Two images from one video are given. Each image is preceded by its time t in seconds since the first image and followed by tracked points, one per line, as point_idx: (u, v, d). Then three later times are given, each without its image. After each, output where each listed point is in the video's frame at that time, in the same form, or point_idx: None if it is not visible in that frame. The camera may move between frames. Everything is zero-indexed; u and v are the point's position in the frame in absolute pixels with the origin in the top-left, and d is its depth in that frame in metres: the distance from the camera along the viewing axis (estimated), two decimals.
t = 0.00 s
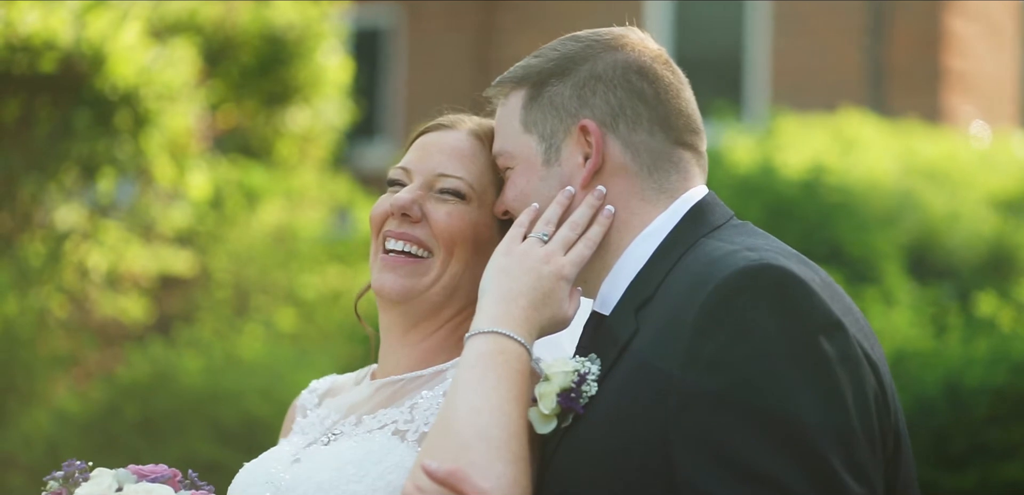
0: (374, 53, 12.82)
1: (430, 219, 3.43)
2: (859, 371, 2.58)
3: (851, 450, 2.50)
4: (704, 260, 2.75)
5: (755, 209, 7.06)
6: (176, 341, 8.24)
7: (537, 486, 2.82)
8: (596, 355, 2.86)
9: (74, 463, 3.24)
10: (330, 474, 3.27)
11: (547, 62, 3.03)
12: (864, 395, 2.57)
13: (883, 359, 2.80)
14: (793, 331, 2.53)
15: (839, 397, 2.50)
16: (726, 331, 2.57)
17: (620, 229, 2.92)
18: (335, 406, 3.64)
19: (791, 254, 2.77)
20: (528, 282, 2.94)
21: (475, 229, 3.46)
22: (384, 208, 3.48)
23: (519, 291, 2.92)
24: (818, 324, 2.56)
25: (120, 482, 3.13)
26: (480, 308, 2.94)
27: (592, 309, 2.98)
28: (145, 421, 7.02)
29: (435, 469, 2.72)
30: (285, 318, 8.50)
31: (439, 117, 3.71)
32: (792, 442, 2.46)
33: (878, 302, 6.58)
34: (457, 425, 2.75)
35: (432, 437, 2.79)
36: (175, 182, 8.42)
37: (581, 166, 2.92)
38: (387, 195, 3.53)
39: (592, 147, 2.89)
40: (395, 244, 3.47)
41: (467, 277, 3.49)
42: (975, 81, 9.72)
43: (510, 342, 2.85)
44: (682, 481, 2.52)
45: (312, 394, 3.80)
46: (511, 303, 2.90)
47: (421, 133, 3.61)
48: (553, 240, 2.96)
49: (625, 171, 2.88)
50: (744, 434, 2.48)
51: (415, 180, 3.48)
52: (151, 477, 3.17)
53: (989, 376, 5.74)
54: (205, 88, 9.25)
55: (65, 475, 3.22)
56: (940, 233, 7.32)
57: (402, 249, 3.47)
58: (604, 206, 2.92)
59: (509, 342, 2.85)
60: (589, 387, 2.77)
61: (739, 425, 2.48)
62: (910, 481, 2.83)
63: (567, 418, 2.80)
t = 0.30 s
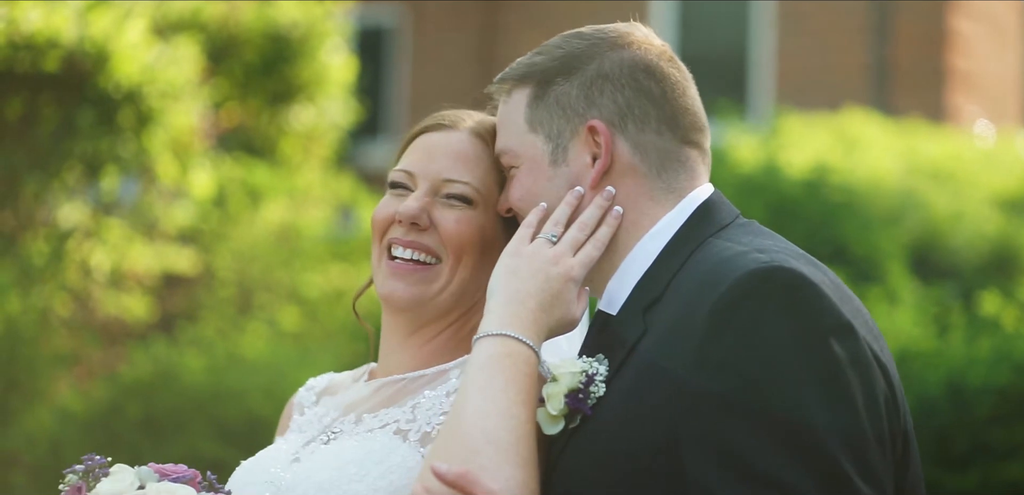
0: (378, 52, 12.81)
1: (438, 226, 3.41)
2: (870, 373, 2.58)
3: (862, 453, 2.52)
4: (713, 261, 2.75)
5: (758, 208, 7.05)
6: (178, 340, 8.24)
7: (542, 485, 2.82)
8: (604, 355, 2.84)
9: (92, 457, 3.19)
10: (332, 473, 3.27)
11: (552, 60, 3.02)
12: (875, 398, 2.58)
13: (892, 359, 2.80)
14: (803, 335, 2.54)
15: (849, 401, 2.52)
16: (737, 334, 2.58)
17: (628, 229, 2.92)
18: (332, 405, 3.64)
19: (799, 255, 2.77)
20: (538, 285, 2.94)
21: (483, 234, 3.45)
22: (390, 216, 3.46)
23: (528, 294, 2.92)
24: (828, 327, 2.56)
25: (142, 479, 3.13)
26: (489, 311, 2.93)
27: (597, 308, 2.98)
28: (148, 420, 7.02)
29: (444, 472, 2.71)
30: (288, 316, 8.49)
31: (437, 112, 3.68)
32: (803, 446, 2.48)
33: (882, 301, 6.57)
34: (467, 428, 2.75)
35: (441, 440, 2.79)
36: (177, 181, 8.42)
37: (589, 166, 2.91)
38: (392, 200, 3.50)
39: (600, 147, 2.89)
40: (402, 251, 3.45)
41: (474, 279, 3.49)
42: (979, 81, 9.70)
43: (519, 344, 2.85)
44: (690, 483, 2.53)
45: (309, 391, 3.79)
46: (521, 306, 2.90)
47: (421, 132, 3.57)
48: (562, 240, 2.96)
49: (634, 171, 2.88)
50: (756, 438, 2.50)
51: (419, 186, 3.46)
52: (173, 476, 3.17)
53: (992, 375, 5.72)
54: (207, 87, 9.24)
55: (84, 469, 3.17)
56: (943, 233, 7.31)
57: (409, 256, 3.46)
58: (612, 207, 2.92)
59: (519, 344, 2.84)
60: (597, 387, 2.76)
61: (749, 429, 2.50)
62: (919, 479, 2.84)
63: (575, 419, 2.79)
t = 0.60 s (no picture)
0: (380, 51, 12.82)
1: (439, 227, 3.41)
2: (875, 375, 2.66)
3: (869, 454, 2.59)
4: (718, 262, 2.80)
5: (760, 207, 7.05)
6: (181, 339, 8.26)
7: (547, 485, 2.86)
8: (607, 357, 2.87)
9: (90, 460, 3.19)
10: (337, 477, 3.28)
11: (553, 60, 3.04)
12: (881, 399, 2.65)
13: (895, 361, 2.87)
14: (811, 337, 2.61)
15: (856, 402, 2.58)
16: (744, 336, 2.63)
17: (631, 231, 2.94)
18: (324, 403, 3.62)
19: (803, 257, 2.83)
20: (543, 288, 2.96)
21: (483, 233, 3.47)
22: (388, 214, 3.46)
23: (534, 297, 2.94)
24: (835, 329, 2.63)
25: (143, 481, 3.16)
26: (496, 314, 2.95)
27: (600, 308, 2.99)
28: (152, 419, 7.04)
29: (456, 477, 2.78)
30: (290, 316, 8.50)
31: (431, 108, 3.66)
32: (812, 446, 2.54)
33: (883, 301, 6.57)
34: (478, 435, 2.77)
35: (451, 443, 2.82)
36: (180, 181, 8.43)
37: (591, 168, 2.93)
38: (390, 199, 3.49)
39: (602, 148, 2.91)
40: (402, 251, 3.45)
41: (473, 279, 3.52)
42: (982, 81, 9.69)
43: (528, 348, 2.88)
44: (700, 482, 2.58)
45: (295, 388, 3.74)
46: (528, 310, 2.92)
47: (417, 130, 3.56)
48: (567, 243, 2.97)
49: (636, 173, 2.90)
50: (762, 437, 2.55)
51: (418, 185, 3.45)
52: (174, 477, 3.19)
53: (993, 375, 5.73)
54: (210, 87, 9.26)
55: (84, 473, 3.17)
56: (945, 233, 7.31)
57: (407, 256, 3.46)
58: (614, 208, 2.93)
59: (528, 349, 2.87)
60: (601, 390, 2.79)
61: (759, 430, 2.56)
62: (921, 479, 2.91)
63: (579, 422, 2.82)
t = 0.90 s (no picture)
0: (385, 52, 12.82)
1: (442, 229, 3.40)
2: (884, 378, 2.70)
3: (878, 457, 2.64)
4: (725, 264, 2.81)
5: (763, 208, 7.04)
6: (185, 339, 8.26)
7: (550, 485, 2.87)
8: (612, 360, 2.87)
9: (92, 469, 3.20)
10: (339, 477, 3.28)
11: (554, 60, 3.03)
12: (889, 403, 2.69)
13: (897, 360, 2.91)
14: (822, 342, 2.63)
15: (867, 407, 2.62)
16: (753, 341, 2.65)
17: (633, 231, 2.95)
18: (314, 402, 3.58)
19: (808, 258, 2.85)
20: (546, 287, 2.98)
21: (483, 235, 3.47)
22: (389, 215, 3.43)
23: (538, 297, 2.97)
24: (846, 334, 2.66)
25: (151, 486, 3.15)
26: (499, 313, 2.97)
27: (601, 309, 2.99)
28: (155, 419, 7.04)
29: (467, 482, 2.77)
30: (294, 316, 8.50)
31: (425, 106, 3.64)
32: (823, 451, 2.59)
33: (885, 300, 6.57)
34: (485, 438, 2.80)
35: (460, 447, 2.83)
36: (184, 181, 8.45)
37: (594, 168, 2.93)
38: (390, 199, 3.46)
39: (605, 149, 2.91)
40: (403, 253, 3.44)
41: (469, 280, 3.53)
42: (986, 81, 9.66)
43: (531, 348, 2.90)
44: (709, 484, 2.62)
45: (278, 388, 3.70)
46: (531, 310, 2.95)
47: (416, 129, 3.53)
48: (569, 242, 2.98)
49: (639, 173, 2.91)
50: (763, 438, 2.59)
51: (420, 186, 3.43)
52: (181, 480, 3.19)
53: (996, 375, 5.72)
54: (214, 87, 9.27)
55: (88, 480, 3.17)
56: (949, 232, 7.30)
57: (409, 257, 3.44)
58: (616, 208, 2.94)
59: (531, 349, 2.90)
60: (608, 393, 2.79)
61: (771, 435, 2.59)
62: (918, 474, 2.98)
63: (584, 425, 2.82)
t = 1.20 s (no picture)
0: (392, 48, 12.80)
1: (456, 234, 3.39)
2: (899, 378, 2.70)
3: (895, 458, 2.63)
4: (739, 264, 2.82)
5: (771, 203, 7.03)
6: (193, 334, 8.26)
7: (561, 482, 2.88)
8: (623, 357, 2.88)
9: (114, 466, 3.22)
10: (352, 477, 3.28)
11: (561, 55, 3.03)
12: (905, 404, 2.69)
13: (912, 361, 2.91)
14: (837, 342, 2.65)
15: (882, 407, 2.62)
16: (768, 339, 2.67)
17: (646, 228, 2.95)
18: (312, 402, 3.58)
19: (821, 257, 2.86)
20: (559, 287, 2.96)
21: (492, 238, 3.47)
22: (402, 219, 3.40)
23: (551, 296, 2.95)
24: (861, 334, 2.66)
25: (172, 483, 3.14)
26: (511, 313, 2.95)
27: (611, 304, 3.01)
28: (164, 415, 7.02)
29: (483, 485, 2.76)
30: (302, 312, 8.50)
31: (426, 102, 3.59)
32: (838, 452, 2.59)
33: (894, 295, 6.55)
34: (500, 438, 2.79)
35: (472, 450, 2.82)
36: (192, 176, 8.45)
37: (608, 165, 2.93)
38: (400, 202, 3.42)
39: (619, 146, 2.92)
40: (415, 258, 3.41)
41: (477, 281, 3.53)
42: (996, 77, 9.64)
43: (545, 349, 2.88)
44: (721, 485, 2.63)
45: (272, 388, 3.69)
46: (544, 309, 2.93)
47: (422, 128, 3.48)
48: (582, 240, 2.97)
49: (653, 170, 2.92)
50: (771, 436, 2.61)
51: (432, 190, 3.40)
52: (202, 477, 3.19)
53: (1005, 371, 5.70)
54: (221, 84, 9.27)
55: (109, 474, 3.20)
56: (957, 227, 7.30)
57: (421, 263, 3.41)
58: (628, 205, 2.94)
59: (545, 350, 2.88)
60: (619, 391, 2.80)
61: (785, 435, 2.60)
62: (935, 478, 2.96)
63: (596, 423, 2.84)
